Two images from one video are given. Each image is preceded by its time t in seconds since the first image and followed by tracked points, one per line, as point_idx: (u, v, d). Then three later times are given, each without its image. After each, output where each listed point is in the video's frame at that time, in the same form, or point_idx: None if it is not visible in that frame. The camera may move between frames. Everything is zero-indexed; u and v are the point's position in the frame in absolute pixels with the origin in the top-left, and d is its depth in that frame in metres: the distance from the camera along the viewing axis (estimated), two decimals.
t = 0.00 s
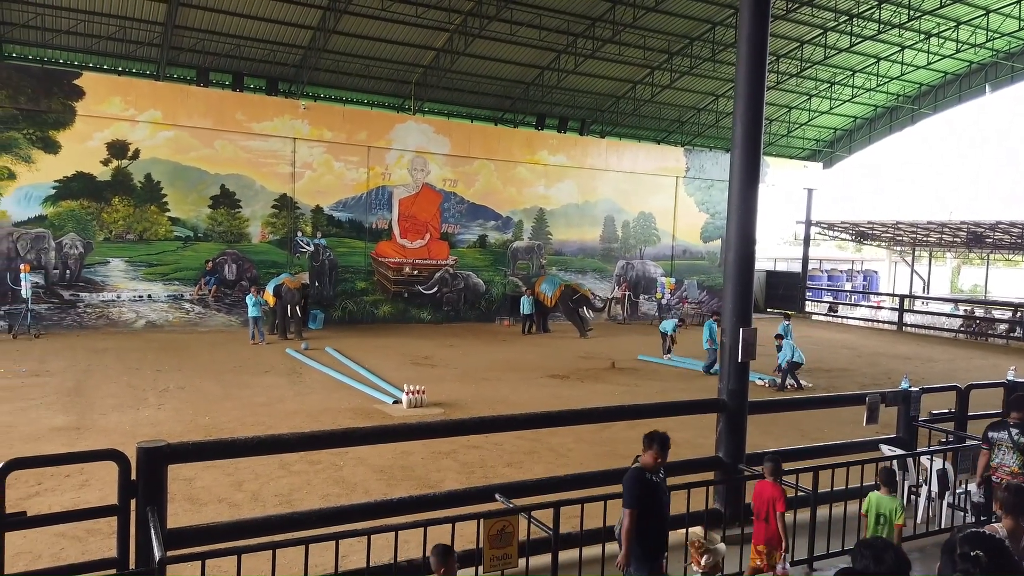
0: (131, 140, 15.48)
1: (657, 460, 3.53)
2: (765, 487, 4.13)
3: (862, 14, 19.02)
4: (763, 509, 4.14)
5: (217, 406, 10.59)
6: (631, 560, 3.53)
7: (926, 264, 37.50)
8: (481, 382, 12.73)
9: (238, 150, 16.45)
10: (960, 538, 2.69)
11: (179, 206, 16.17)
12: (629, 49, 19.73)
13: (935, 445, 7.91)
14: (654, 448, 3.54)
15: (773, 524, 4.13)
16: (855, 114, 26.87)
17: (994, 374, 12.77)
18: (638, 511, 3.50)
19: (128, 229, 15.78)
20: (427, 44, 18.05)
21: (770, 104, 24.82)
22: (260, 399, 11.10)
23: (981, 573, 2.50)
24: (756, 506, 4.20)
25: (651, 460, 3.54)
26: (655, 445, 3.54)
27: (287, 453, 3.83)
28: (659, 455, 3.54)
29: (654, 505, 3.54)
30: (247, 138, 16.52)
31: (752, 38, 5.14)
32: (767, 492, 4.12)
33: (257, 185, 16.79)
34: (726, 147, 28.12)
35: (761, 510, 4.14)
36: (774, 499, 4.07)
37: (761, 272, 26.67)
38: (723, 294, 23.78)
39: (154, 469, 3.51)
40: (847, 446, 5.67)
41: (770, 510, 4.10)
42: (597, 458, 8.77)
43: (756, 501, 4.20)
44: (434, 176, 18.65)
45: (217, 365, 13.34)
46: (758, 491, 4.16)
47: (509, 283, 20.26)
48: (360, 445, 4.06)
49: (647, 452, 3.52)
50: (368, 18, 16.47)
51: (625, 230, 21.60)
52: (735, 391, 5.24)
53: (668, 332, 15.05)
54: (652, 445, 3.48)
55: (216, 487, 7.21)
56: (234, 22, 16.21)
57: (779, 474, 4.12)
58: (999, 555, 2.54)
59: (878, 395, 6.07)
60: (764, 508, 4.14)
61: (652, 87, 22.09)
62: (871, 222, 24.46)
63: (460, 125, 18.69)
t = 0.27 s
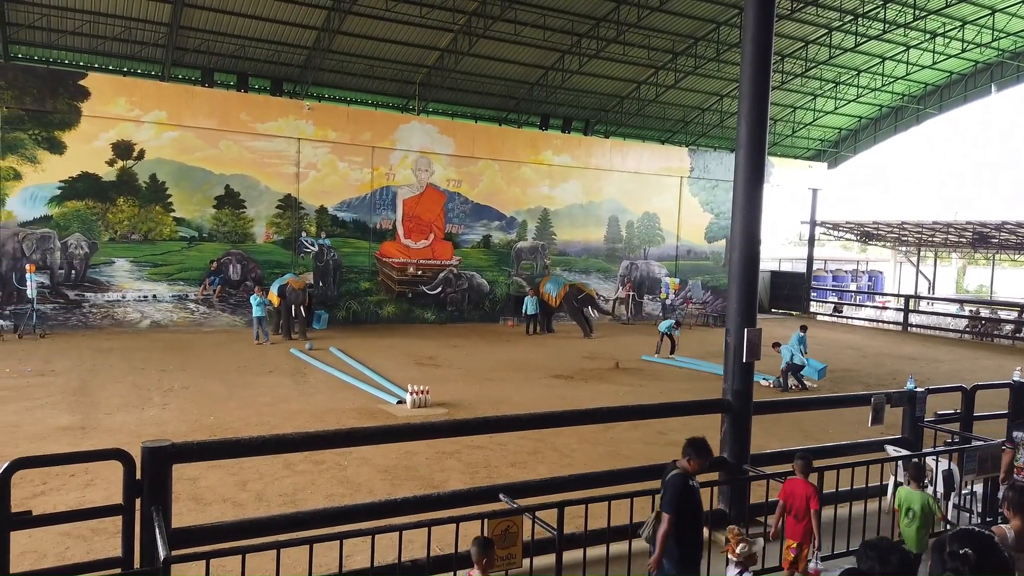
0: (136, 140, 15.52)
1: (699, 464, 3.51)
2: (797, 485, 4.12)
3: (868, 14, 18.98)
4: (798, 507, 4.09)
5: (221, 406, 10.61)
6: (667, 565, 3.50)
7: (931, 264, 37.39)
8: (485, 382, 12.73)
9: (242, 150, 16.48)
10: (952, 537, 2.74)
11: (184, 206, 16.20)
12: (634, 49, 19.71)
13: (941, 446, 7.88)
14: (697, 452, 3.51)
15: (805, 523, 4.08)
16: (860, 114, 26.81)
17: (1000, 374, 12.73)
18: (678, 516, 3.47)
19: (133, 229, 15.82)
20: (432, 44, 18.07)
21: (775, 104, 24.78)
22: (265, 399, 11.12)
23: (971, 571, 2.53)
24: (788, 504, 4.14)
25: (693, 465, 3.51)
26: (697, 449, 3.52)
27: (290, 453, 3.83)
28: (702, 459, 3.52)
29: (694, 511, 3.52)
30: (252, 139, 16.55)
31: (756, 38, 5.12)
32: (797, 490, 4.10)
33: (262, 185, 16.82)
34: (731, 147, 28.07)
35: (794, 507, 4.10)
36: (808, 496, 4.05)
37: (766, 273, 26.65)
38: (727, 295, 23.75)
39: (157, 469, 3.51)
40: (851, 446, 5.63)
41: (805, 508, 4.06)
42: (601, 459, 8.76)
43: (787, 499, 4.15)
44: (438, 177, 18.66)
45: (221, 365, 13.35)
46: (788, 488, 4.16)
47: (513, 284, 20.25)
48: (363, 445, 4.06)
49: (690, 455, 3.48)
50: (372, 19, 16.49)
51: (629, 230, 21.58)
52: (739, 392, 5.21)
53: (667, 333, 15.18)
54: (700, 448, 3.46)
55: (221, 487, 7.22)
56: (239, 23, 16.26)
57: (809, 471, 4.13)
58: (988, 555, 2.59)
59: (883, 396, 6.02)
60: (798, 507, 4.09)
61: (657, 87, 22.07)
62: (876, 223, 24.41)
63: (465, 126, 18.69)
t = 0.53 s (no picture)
0: (140, 139, 15.54)
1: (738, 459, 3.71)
2: (825, 477, 4.21)
3: (872, 13, 18.95)
4: (826, 498, 4.18)
5: (224, 404, 10.62)
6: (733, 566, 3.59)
7: (934, 264, 37.33)
8: (488, 381, 12.73)
9: (246, 149, 16.50)
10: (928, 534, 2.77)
11: (187, 205, 16.22)
12: (637, 48, 19.70)
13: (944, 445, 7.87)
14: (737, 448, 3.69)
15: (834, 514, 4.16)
16: (863, 113, 26.77)
17: (1003, 374, 12.71)
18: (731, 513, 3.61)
19: (137, 228, 15.84)
20: (435, 44, 18.08)
21: (778, 104, 24.75)
22: (268, 398, 11.13)
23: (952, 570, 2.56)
24: (817, 495, 4.24)
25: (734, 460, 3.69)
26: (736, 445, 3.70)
27: (293, 451, 3.83)
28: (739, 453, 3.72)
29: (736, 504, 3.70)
30: (255, 138, 16.57)
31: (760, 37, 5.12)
32: (825, 483, 4.19)
33: (265, 184, 16.84)
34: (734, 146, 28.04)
35: (822, 499, 4.19)
36: (836, 488, 4.13)
37: (769, 272, 26.62)
38: (730, 294, 23.73)
39: (160, 468, 3.51)
40: (854, 446, 5.63)
41: (832, 499, 4.15)
42: (603, 458, 8.77)
43: (816, 492, 4.25)
44: (441, 176, 18.67)
45: (224, 364, 13.37)
46: (816, 481, 4.24)
47: (516, 283, 20.25)
48: (367, 443, 4.06)
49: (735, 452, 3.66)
50: (375, 18, 16.50)
51: (632, 229, 21.56)
52: (742, 391, 5.20)
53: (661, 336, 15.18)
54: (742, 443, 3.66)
55: (224, 485, 7.23)
56: (242, 23, 16.28)
57: (837, 464, 4.22)
58: (968, 550, 2.62)
59: (886, 395, 6.00)
60: (827, 498, 4.18)
61: (660, 86, 22.05)
62: (880, 222, 24.37)
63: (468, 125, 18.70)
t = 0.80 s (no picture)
0: (143, 138, 15.57)
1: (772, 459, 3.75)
2: (853, 476, 4.19)
3: (875, 12, 18.92)
4: (852, 497, 4.20)
5: (227, 403, 10.64)
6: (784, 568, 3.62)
7: (938, 263, 37.27)
8: (491, 380, 12.73)
9: (249, 148, 16.52)
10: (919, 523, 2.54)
11: (190, 204, 16.24)
12: (640, 47, 19.68)
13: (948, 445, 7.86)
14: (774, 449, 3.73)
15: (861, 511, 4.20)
16: (867, 113, 26.72)
17: (1008, 374, 12.68)
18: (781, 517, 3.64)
19: (140, 227, 15.86)
20: (438, 43, 18.08)
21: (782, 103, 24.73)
22: (271, 396, 11.15)
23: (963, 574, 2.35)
24: (844, 493, 4.27)
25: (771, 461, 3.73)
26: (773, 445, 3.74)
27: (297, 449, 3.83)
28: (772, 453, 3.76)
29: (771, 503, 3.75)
30: (258, 137, 16.59)
31: (764, 37, 5.11)
32: (853, 481, 4.20)
33: (268, 183, 16.85)
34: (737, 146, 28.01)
35: (850, 498, 4.20)
36: (864, 488, 4.14)
37: (772, 272, 26.62)
38: (733, 294, 23.72)
39: (164, 466, 3.51)
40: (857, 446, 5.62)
41: (860, 498, 4.16)
42: (606, 457, 8.76)
43: (844, 489, 4.28)
44: (444, 175, 18.68)
45: (228, 362, 13.39)
46: (845, 479, 4.24)
47: (518, 282, 20.26)
48: (370, 442, 4.06)
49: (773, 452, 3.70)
50: (377, 17, 16.50)
51: (635, 228, 21.55)
52: (746, 390, 5.18)
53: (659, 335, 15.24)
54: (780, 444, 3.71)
55: (227, 484, 7.24)
56: (246, 22, 16.30)
57: (866, 463, 4.18)
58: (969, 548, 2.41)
59: (889, 395, 5.99)
60: (853, 496, 4.19)
61: (663, 85, 22.04)
62: (883, 222, 24.32)
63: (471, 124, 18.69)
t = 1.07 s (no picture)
0: (149, 137, 15.61)
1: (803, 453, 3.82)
2: (888, 469, 4.42)
3: (882, 11, 18.86)
4: (887, 489, 4.41)
5: (233, 401, 10.67)
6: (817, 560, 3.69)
7: (944, 262, 37.13)
8: (496, 379, 12.73)
9: (254, 146, 16.55)
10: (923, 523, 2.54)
11: (196, 202, 16.27)
12: (646, 46, 19.64)
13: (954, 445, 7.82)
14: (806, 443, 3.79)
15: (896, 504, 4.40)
16: (873, 112, 26.64)
17: (1015, 374, 12.63)
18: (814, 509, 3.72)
19: (146, 225, 15.91)
20: (443, 41, 18.08)
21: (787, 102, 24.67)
22: (276, 394, 11.17)
23: None
24: (880, 487, 4.48)
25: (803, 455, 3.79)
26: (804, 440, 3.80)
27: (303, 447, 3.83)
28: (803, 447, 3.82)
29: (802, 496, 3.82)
30: (263, 135, 16.60)
31: (770, 35, 5.09)
32: (887, 475, 4.42)
33: (273, 181, 16.87)
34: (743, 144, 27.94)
35: (885, 491, 4.42)
36: (897, 480, 4.34)
37: (777, 271, 26.57)
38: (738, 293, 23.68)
39: (170, 463, 3.50)
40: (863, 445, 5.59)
41: (894, 490, 4.36)
42: (611, 456, 8.76)
43: (879, 483, 4.49)
44: (448, 173, 18.68)
45: (233, 361, 13.42)
46: (878, 473, 4.47)
47: (523, 281, 20.26)
48: (376, 440, 4.06)
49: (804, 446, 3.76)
50: (382, 16, 16.51)
51: (640, 227, 21.52)
52: (751, 390, 5.15)
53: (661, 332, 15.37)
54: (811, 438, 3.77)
55: (233, 481, 7.26)
56: (251, 20, 16.33)
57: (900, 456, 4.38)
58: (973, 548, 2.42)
59: (896, 395, 5.95)
60: (888, 489, 4.40)
61: (668, 84, 22.00)
62: (889, 221, 24.24)
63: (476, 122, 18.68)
